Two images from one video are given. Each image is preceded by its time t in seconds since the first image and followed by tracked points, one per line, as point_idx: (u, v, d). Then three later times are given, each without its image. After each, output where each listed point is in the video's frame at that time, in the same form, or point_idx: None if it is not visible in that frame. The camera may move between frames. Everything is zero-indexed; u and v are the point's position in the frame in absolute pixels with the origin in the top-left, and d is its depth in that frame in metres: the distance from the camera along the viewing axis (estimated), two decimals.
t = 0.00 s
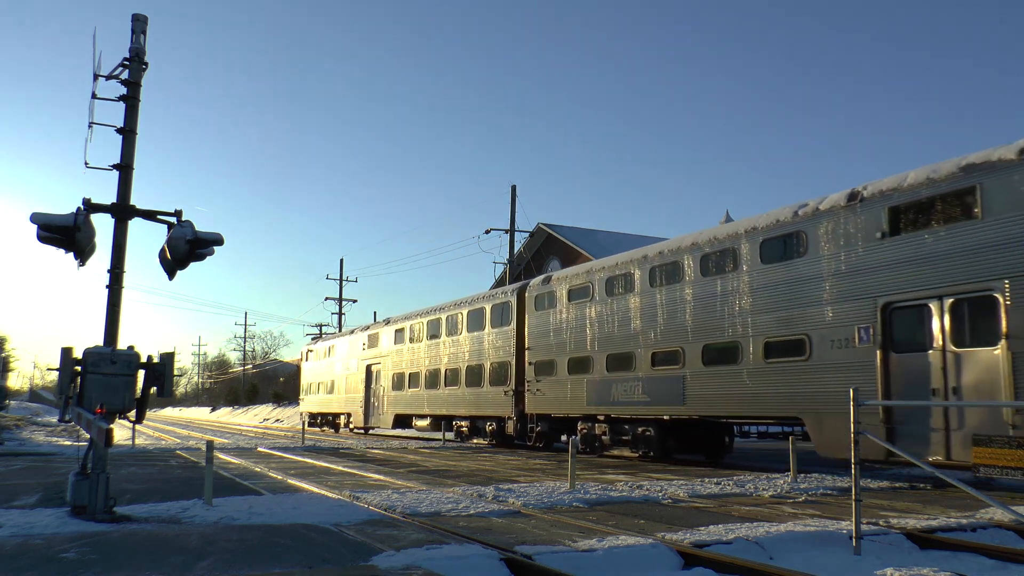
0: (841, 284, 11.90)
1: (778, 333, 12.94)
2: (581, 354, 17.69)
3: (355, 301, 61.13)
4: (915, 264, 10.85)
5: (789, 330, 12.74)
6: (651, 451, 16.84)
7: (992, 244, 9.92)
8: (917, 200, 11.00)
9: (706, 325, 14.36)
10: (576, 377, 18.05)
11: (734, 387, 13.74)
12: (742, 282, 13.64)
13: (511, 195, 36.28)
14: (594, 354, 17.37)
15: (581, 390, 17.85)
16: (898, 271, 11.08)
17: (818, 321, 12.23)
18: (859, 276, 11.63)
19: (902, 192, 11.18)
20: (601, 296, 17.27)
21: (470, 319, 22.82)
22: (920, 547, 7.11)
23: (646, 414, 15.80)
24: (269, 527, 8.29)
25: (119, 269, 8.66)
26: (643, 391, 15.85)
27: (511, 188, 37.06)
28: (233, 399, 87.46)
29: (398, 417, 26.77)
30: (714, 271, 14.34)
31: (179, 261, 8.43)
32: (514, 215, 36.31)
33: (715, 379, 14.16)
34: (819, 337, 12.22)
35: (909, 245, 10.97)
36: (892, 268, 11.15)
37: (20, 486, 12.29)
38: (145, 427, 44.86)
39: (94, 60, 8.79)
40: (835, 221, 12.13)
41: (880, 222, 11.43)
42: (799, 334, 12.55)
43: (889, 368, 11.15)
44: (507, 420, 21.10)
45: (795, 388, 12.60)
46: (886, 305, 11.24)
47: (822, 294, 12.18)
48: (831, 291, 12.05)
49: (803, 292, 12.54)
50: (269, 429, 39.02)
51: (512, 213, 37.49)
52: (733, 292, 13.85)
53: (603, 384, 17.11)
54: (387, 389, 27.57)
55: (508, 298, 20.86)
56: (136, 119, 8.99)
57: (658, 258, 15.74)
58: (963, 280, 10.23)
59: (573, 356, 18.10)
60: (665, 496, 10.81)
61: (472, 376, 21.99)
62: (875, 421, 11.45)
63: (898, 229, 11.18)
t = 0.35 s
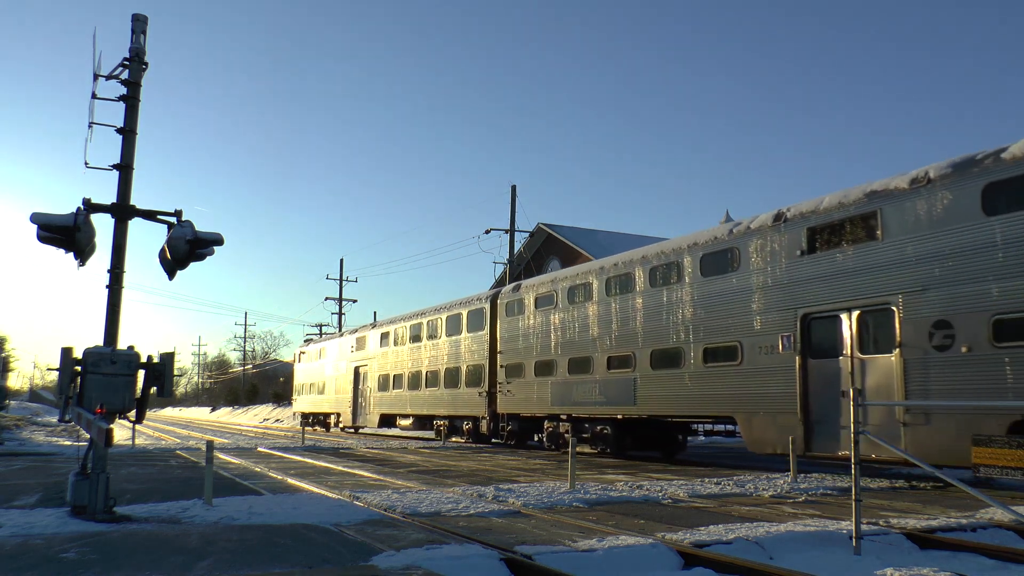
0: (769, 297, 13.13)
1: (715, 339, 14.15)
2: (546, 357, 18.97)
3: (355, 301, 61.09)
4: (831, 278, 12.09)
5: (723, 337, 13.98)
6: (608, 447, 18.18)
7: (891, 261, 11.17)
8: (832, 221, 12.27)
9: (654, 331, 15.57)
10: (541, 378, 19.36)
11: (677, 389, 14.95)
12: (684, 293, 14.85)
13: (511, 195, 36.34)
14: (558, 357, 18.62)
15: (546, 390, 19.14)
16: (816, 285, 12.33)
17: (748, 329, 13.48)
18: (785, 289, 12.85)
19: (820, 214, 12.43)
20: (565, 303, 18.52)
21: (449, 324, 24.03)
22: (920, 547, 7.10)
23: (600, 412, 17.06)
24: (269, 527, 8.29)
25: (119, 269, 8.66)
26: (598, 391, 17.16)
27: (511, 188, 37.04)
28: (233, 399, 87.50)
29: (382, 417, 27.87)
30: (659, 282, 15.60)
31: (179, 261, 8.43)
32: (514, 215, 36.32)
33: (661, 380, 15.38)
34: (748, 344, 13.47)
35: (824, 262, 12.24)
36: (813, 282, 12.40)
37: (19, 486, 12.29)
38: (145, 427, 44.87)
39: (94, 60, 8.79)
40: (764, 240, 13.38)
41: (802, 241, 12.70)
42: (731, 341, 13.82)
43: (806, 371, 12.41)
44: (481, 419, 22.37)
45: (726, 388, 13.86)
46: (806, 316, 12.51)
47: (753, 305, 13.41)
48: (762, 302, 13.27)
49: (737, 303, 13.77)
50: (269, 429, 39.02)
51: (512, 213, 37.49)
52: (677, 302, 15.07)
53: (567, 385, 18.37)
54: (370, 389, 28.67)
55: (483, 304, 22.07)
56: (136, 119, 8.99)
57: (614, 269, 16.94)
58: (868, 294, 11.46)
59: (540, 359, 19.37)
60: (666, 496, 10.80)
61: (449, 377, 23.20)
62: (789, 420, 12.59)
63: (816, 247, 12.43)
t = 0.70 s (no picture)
0: (707, 306, 14.16)
1: (660, 345, 15.24)
2: (513, 361, 20.14)
3: (355, 301, 61.02)
4: (757, 291, 13.21)
5: (665, 342, 15.08)
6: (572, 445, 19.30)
7: (807, 277, 12.30)
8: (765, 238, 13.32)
9: (608, 336, 16.71)
10: (511, 380, 20.53)
11: (627, 391, 16.07)
12: (634, 303, 15.97)
13: (511, 196, 36.32)
14: (525, 360, 19.76)
15: (514, 392, 20.26)
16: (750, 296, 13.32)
17: (688, 335, 14.56)
18: (722, 299, 13.85)
19: (753, 231, 13.47)
20: (530, 311, 19.69)
21: (429, 329, 25.26)
22: (920, 547, 7.10)
23: (559, 413, 18.18)
24: (269, 526, 8.29)
25: (119, 269, 8.66)
26: (558, 393, 18.31)
27: (511, 188, 37.03)
28: (233, 398, 87.58)
29: (369, 417, 29.04)
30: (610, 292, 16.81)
31: (179, 261, 8.42)
32: (514, 215, 36.35)
33: (613, 383, 16.50)
34: (688, 350, 14.55)
35: (756, 276, 13.29)
36: (747, 293, 13.40)
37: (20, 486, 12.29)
38: (146, 427, 44.92)
39: (94, 60, 8.79)
40: (702, 255, 14.48)
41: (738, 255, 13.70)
42: (673, 346, 14.90)
43: (738, 374, 13.47)
44: (457, 419, 23.49)
45: (668, 391, 14.95)
46: (739, 324, 13.55)
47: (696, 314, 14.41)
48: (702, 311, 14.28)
49: (682, 312, 14.79)
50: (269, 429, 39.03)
51: (512, 213, 37.51)
52: (627, 310, 16.20)
53: (533, 386, 19.49)
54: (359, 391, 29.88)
55: (459, 310, 23.30)
56: (136, 119, 8.99)
57: (574, 278, 18.09)
58: (796, 305, 12.44)
59: (508, 362, 20.52)
60: (666, 496, 10.80)
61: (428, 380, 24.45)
62: (723, 420, 13.69)
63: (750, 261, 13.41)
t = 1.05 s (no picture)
0: (652, 315, 15.66)
1: (612, 349, 16.70)
2: (483, 364, 21.58)
3: (354, 301, 60.96)
4: (695, 302, 14.66)
5: (617, 347, 16.55)
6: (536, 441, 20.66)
7: (737, 290, 13.76)
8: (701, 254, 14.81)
9: (567, 342, 18.18)
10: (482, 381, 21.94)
11: (584, 390, 17.52)
12: (590, 310, 17.41)
13: (511, 196, 36.69)
14: (495, 363, 21.16)
15: (485, 393, 21.70)
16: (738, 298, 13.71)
17: (635, 341, 16.04)
18: (712, 301, 14.23)
19: (690, 248, 14.94)
20: (499, 316, 21.17)
21: (409, 332, 26.59)
22: (919, 547, 7.11)
23: (523, 411, 19.64)
24: (269, 527, 8.29)
25: (119, 269, 8.66)
26: (523, 393, 19.79)
27: (511, 189, 37.08)
28: (233, 398, 87.66)
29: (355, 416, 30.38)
30: (567, 300, 18.34)
31: (179, 261, 8.42)
32: (514, 215, 36.37)
33: (573, 384, 17.97)
34: (636, 354, 16.04)
35: (694, 288, 14.79)
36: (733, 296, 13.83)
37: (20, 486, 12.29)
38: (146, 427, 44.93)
39: (94, 61, 8.79)
40: (649, 267, 15.92)
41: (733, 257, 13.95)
42: (622, 351, 16.40)
43: (677, 377, 14.99)
44: (436, 418, 24.83)
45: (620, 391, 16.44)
46: (678, 331, 15.04)
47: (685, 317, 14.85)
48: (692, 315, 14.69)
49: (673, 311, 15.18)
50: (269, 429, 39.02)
51: (512, 213, 37.52)
52: (584, 317, 17.66)
53: (502, 387, 20.94)
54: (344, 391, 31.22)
55: (437, 314, 24.63)
56: (136, 119, 8.99)
57: (539, 287, 19.51)
58: (788, 308, 12.76)
59: (481, 365, 21.93)
60: (666, 496, 10.80)
61: (408, 381, 25.72)
62: (666, 419, 15.17)
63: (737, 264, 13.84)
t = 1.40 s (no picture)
0: (606, 323, 17.12)
1: (572, 354, 18.17)
2: (459, 367, 23.01)
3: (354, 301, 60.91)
4: (642, 310, 16.14)
5: (575, 352, 18.02)
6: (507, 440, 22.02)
7: (677, 300, 15.21)
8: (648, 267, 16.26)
9: (532, 346, 19.65)
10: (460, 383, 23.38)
11: (547, 392, 19.00)
12: (552, 318, 18.86)
13: (511, 195, 37.23)
14: (470, 366, 22.58)
15: (461, 394, 23.09)
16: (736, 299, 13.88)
17: (591, 346, 17.50)
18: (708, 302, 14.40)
19: (638, 261, 16.39)
20: (472, 321, 22.62)
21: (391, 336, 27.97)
22: (919, 547, 7.10)
23: (493, 411, 21.06)
24: (269, 526, 8.29)
25: (119, 269, 8.66)
26: (493, 394, 21.19)
27: (511, 189, 37.14)
28: (234, 398, 87.74)
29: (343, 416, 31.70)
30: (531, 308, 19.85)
31: (179, 260, 8.42)
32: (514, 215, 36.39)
33: (537, 386, 19.42)
34: (592, 358, 17.52)
35: (642, 299, 16.25)
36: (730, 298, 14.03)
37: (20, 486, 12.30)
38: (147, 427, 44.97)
39: (94, 60, 8.79)
40: (603, 279, 17.41)
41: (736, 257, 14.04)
42: (579, 355, 17.91)
43: (625, 379, 16.52)
44: (416, 418, 26.10)
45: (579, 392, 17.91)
46: (628, 338, 16.53)
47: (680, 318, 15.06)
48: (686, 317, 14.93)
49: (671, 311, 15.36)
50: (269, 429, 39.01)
51: (512, 213, 37.52)
52: (547, 324, 19.09)
53: (476, 389, 22.28)
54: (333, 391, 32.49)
55: (417, 319, 25.95)
56: (136, 119, 8.99)
57: (508, 295, 20.90)
58: (784, 308, 12.91)
59: (457, 368, 23.31)
60: (666, 496, 10.80)
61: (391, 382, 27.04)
62: (616, 418, 16.68)
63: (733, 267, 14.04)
